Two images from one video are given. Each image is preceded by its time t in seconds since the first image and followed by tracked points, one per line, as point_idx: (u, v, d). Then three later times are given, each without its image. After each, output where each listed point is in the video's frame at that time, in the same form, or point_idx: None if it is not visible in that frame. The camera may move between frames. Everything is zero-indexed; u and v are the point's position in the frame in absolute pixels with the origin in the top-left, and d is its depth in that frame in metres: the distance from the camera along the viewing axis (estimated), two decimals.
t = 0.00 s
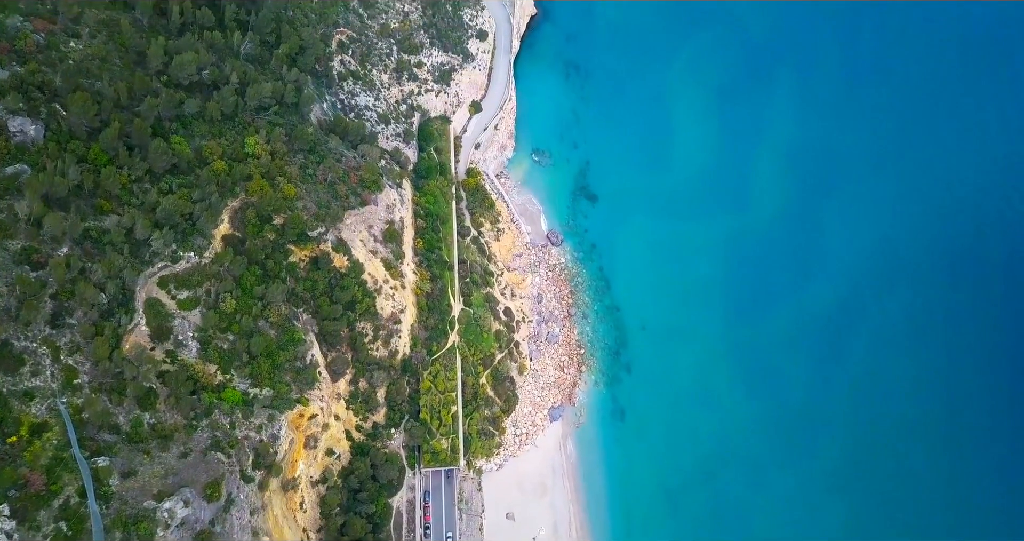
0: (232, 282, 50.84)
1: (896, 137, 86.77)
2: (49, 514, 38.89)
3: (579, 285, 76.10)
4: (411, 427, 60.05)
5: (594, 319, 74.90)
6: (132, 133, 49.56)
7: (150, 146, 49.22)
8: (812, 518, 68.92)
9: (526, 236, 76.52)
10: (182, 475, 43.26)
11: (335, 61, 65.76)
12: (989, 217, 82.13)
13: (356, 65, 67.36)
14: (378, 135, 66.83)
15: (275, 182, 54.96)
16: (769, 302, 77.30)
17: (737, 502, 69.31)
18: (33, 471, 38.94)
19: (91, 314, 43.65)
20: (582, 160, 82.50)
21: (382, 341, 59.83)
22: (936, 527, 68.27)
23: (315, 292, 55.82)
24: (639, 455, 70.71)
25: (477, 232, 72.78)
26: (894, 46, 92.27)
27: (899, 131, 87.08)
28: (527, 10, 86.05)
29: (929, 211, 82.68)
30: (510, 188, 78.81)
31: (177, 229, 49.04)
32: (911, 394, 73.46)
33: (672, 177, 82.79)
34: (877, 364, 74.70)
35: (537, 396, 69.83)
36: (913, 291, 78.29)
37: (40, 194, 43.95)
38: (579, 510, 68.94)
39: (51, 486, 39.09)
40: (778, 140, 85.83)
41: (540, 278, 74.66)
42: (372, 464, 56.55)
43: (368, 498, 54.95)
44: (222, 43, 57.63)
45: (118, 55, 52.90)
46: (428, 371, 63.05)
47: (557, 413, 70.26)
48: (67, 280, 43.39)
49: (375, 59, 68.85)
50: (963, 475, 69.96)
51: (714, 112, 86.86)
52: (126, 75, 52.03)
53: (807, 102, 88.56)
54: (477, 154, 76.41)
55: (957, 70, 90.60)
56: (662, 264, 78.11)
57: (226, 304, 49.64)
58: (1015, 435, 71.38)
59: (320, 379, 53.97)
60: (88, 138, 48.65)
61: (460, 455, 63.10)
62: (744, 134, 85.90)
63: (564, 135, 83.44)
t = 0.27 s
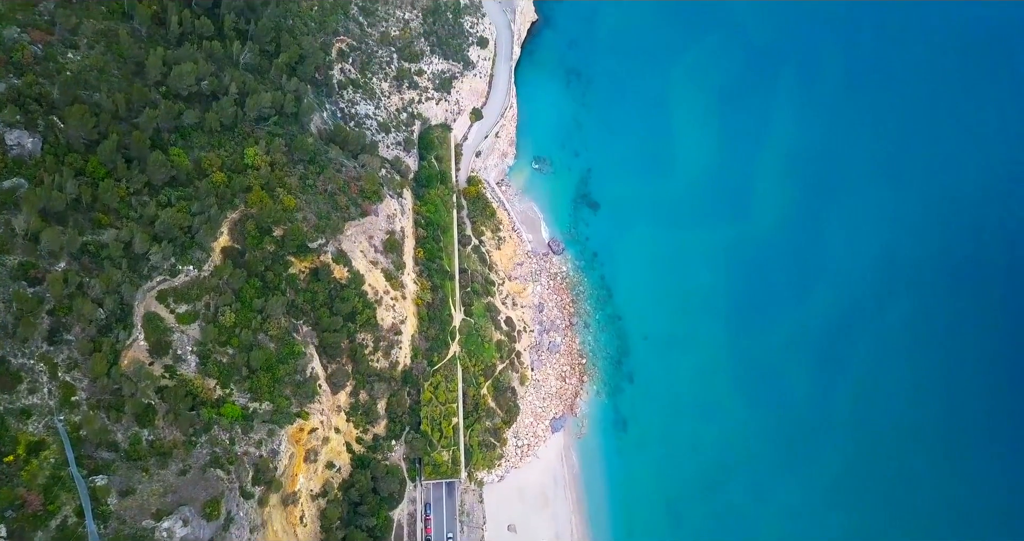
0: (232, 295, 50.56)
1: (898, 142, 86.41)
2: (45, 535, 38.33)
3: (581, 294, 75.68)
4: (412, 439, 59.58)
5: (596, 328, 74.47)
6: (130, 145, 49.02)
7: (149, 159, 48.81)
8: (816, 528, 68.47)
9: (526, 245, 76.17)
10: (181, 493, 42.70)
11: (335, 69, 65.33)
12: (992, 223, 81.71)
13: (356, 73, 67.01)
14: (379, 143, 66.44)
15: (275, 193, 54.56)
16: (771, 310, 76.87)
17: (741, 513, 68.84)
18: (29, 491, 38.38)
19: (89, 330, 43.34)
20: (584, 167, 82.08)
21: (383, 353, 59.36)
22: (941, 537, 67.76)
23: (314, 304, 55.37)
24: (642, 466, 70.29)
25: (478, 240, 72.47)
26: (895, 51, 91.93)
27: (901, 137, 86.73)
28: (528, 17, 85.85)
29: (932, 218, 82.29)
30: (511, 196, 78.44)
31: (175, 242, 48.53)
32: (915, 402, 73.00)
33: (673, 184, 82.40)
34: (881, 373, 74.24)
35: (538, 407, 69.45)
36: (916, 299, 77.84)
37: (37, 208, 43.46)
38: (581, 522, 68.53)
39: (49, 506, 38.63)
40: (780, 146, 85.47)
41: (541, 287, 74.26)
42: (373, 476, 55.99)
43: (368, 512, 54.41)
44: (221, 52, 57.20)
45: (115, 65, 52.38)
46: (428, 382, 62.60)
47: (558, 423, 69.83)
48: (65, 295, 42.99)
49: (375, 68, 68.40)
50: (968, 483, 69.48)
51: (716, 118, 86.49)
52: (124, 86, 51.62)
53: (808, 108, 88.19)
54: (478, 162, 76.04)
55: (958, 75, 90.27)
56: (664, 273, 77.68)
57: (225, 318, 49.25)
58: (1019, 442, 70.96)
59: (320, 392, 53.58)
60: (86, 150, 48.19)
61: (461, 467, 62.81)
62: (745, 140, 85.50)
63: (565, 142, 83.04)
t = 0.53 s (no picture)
0: (231, 306, 50.18)
1: (901, 148, 86.08)
2: None
3: (582, 302, 75.30)
4: (414, 450, 59.38)
5: (598, 336, 74.13)
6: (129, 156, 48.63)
7: (148, 170, 48.50)
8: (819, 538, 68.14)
9: (527, 252, 75.87)
10: (180, 509, 42.77)
11: (335, 77, 64.96)
12: (995, 230, 81.34)
13: (356, 80, 66.62)
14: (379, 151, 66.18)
15: (275, 203, 54.18)
16: (774, 318, 76.51)
17: (743, 522, 68.47)
18: (27, 509, 38.23)
19: (87, 344, 42.93)
20: (585, 174, 81.73)
21: (383, 362, 58.97)
22: None
23: (314, 314, 55.10)
24: (644, 475, 69.96)
25: (479, 248, 72.14)
26: (897, 56, 91.62)
27: (904, 143, 86.39)
28: (528, 22, 85.87)
29: (936, 224, 81.93)
30: (512, 203, 78.09)
31: (174, 254, 48.26)
32: (918, 410, 72.60)
33: (675, 190, 82.07)
34: (884, 381, 73.86)
35: (540, 416, 69.05)
36: (920, 306, 77.45)
37: (35, 221, 43.14)
38: (583, 531, 68.22)
39: (46, 524, 38.59)
40: (782, 152, 85.17)
41: (542, 294, 73.96)
42: (374, 487, 55.85)
43: (369, 523, 54.32)
44: (220, 61, 56.85)
45: (114, 74, 51.93)
46: (429, 391, 62.21)
47: (560, 433, 69.43)
48: (63, 309, 42.71)
49: (375, 75, 68.00)
50: (973, 492, 69.06)
51: (718, 124, 86.16)
52: (122, 96, 51.30)
53: (810, 114, 87.85)
54: (479, 169, 75.72)
55: (960, 81, 90.01)
56: (666, 280, 77.31)
57: (225, 330, 48.89)
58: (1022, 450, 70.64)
59: (320, 404, 52.98)
60: (84, 161, 47.86)
61: (463, 478, 62.32)
62: (747, 147, 85.17)
63: (566, 149, 82.71)
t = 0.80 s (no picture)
0: (231, 318, 49.75)
1: (904, 153, 85.66)
2: None
3: (583, 309, 75.00)
4: (415, 460, 59.10)
5: (599, 344, 73.82)
6: (128, 166, 48.29)
7: (146, 181, 48.13)
8: None
9: (529, 259, 75.49)
10: (179, 524, 42.75)
11: (336, 84, 64.64)
12: (1000, 234, 80.68)
13: (356, 88, 66.29)
14: (379, 159, 65.89)
15: (275, 213, 53.82)
16: (777, 324, 76.07)
17: (746, 531, 68.01)
18: (25, 526, 38.31)
19: (86, 359, 42.55)
20: (586, 180, 81.40)
21: (384, 372, 58.60)
22: None
23: (315, 324, 54.73)
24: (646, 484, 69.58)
25: (480, 255, 71.83)
26: (899, 60, 91.26)
27: (907, 147, 85.98)
28: (530, 27, 85.79)
29: (939, 228, 81.40)
30: (513, 210, 77.83)
31: (173, 266, 47.94)
32: (923, 417, 72.06)
33: (677, 196, 81.72)
34: (888, 387, 73.38)
35: (541, 425, 68.74)
36: (922, 311, 76.96)
37: (33, 234, 42.83)
38: None
39: None
40: (784, 158, 84.77)
41: (543, 302, 73.63)
42: (375, 498, 55.59)
43: (369, 535, 53.67)
44: (220, 70, 56.57)
45: (113, 83, 51.60)
46: (430, 401, 61.90)
47: (561, 442, 69.18)
48: (61, 322, 42.34)
49: (376, 82, 67.62)
50: (979, 500, 68.28)
51: (719, 130, 85.83)
52: (120, 105, 50.93)
53: (812, 119, 87.51)
54: (479, 176, 75.46)
55: (963, 85, 89.56)
56: (668, 287, 76.96)
57: (224, 341, 48.44)
58: None
59: (320, 415, 52.48)
60: (82, 173, 47.49)
61: (463, 488, 61.98)
62: (749, 152, 84.79)
63: (567, 155, 82.42)
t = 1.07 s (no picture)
0: (230, 332, 49.29)
1: (907, 160, 85.21)
2: None
3: (585, 319, 74.64)
4: (415, 473, 58.74)
5: (601, 354, 73.45)
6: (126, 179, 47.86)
7: (145, 194, 47.66)
8: None
9: (530, 268, 75.09)
10: None
11: (335, 93, 64.18)
12: (1005, 242, 80.13)
13: (356, 97, 65.83)
14: (379, 168, 65.54)
15: (275, 225, 53.31)
16: (780, 333, 75.65)
17: None
18: None
19: (83, 376, 42.08)
20: (588, 188, 80.96)
21: (384, 384, 58.24)
22: None
23: (314, 336, 54.30)
24: (649, 495, 69.19)
25: (480, 264, 71.41)
26: (902, 67, 90.83)
27: (910, 154, 85.51)
28: (530, 33, 85.59)
29: (943, 236, 80.90)
30: (514, 219, 77.48)
31: (172, 280, 47.51)
32: (927, 427, 71.57)
33: (679, 204, 81.28)
34: (892, 397, 72.90)
35: (543, 436, 68.34)
36: (926, 320, 76.50)
37: (30, 249, 42.40)
38: None
39: None
40: (787, 165, 84.35)
41: (544, 311, 73.33)
42: (375, 511, 55.30)
43: None
44: (219, 80, 56.16)
45: (111, 95, 51.20)
46: (431, 412, 61.40)
47: (563, 453, 68.83)
48: (58, 339, 41.88)
49: (376, 91, 67.19)
50: (985, 512, 67.72)
51: (721, 137, 85.42)
52: (119, 117, 50.53)
53: (815, 126, 87.03)
54: (480, 185, 75.05)
55: (967, 91, 89.08)
56: (670, 296, 76.54)
57: (223, 356, 47.96)
58: None
59: (320, 429, 52.07)
60: (80, 186, 47.04)
61: (464, 501, 61.83)
62: (751, 159, 84.41)
63: (568, 162, 81.97)
